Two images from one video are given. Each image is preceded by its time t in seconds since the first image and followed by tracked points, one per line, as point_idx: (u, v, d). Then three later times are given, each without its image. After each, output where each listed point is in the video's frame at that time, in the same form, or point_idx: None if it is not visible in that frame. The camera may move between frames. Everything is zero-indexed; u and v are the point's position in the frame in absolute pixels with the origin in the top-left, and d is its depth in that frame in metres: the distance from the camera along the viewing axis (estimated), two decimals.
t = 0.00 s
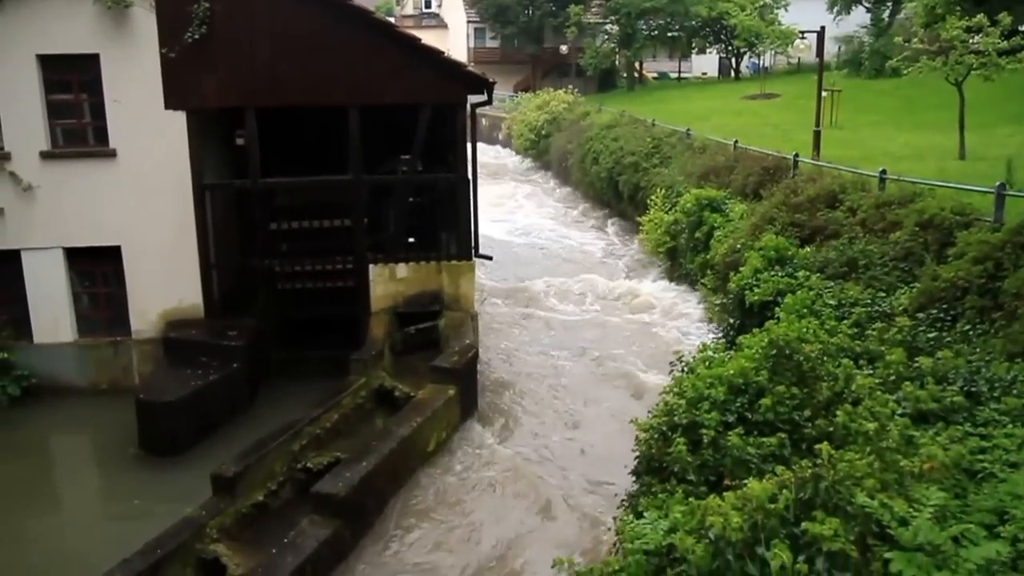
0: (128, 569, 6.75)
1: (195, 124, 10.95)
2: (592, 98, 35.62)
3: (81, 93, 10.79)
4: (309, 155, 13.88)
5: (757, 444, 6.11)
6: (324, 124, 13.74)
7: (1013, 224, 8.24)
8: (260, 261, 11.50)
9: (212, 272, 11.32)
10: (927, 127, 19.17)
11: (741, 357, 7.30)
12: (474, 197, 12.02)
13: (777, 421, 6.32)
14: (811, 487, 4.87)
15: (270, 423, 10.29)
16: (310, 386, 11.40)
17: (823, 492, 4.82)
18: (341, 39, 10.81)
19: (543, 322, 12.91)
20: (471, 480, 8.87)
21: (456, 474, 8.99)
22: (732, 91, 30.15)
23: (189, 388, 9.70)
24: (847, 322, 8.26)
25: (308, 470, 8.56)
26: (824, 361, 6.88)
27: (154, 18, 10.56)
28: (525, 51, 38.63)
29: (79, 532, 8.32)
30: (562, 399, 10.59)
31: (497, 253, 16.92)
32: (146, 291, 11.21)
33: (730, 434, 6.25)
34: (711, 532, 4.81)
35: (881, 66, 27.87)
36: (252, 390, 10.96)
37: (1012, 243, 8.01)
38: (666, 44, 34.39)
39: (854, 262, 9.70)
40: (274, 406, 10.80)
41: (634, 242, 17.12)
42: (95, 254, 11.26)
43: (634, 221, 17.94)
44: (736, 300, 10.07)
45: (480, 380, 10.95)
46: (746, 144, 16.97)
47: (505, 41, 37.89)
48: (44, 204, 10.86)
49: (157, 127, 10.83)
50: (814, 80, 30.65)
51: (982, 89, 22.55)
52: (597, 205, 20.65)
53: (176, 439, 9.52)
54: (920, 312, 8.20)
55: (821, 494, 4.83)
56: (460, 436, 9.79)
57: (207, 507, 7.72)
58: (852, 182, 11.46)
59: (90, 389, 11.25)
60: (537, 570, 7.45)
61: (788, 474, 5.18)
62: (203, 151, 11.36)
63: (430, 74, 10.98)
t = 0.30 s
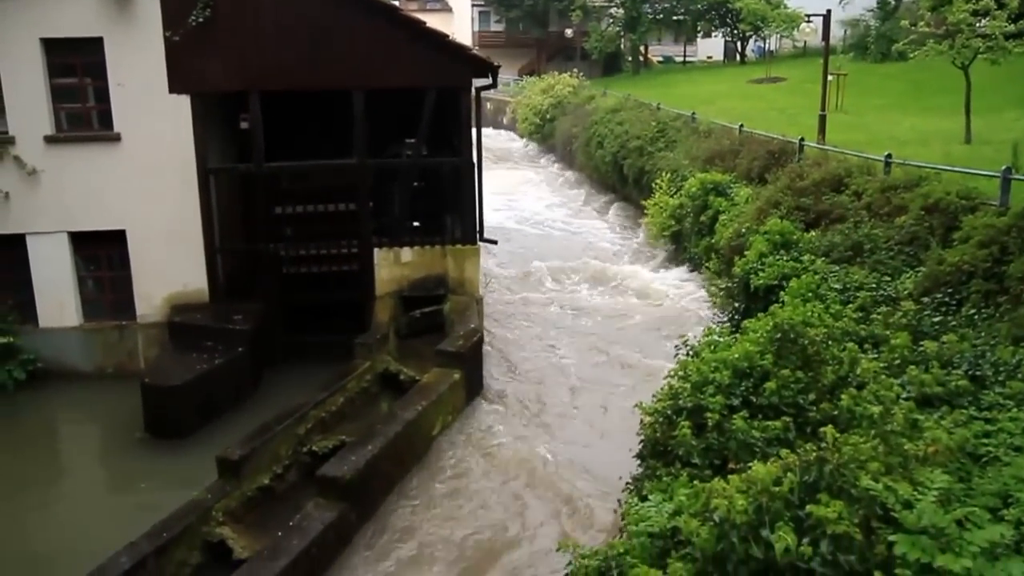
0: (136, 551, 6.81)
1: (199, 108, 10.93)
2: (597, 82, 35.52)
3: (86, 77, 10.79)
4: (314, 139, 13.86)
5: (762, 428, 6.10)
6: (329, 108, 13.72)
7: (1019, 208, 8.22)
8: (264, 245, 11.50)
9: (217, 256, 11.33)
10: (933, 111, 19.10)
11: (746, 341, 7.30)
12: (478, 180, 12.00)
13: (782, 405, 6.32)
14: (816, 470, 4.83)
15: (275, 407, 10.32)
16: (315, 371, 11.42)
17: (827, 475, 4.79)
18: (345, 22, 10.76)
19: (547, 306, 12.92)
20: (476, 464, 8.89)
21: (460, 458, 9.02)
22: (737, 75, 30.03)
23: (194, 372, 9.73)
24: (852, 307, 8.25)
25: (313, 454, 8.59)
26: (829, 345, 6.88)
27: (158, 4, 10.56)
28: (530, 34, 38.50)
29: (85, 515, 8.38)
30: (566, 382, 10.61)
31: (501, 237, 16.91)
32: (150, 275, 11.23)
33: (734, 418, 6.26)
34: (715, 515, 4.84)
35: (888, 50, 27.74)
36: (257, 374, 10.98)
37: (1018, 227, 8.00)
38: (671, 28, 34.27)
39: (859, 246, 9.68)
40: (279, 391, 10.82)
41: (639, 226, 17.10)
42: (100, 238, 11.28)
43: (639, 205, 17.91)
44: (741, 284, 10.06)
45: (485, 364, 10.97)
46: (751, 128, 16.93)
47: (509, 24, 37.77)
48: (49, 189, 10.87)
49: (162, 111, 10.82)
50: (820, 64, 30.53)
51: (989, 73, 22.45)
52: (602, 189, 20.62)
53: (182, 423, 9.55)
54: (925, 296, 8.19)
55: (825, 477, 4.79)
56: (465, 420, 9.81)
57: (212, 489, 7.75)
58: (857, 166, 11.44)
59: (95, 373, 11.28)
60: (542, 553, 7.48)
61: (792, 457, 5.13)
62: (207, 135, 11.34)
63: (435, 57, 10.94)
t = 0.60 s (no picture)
0: (144, 533, 6.86)
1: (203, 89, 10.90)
2: (603, 64, 35.40)
3: (90, 60, 10.77)
4: (319, 122, 13.84)
5: (768, 410, 6.09)
6: (334, 90, 13.69)
7: None
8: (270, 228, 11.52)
9: (223, 239, 11.34)
10: (941, 94, 19.01)
11: (751, 324, 7.32)
12: (484, 164, 12.00)
13: (788, 387, 6.32)
14: (821, 451, 4.78)
15: (282, 390, 10.36)
16: (321, 353, 11.45)
17: (832, 457, 4.74)
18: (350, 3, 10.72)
19: (553, 289, 12.92)
20: (481, 447, 8.92)
21: (466, 440, 9.05)
22: (744, 58, 29.90)
23: (200, 354, 9.75)
24: (858, 290, 8.24)
25: (319, 436, 8.62)
26: (834, 327, 6.89)
27: None
28: (536, 17, 38.35)
29: (92, 497, 8.44)
30: (572, 365, 10.64)
31: (507, 220, 16.91)
32: (156, 258, 11.26)
33: (740, 400, 6.26)
34: (720, 496, 4.77)
35: (895, 33, 27.59)
36: (264, 357, 11.01)
37: None
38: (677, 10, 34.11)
39: (866, 229, 9.67)
40: (285, 374, 10.85)
41: (644, 209, 17.08)
42: (105, 222, 11.30)
43: (645, 188, 17.88)
44: (747, 267, 10.04)
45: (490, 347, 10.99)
46: (757, 111, 16.87)
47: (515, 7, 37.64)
48: (54, 172, 10.89)
49: (167, 93, 10.82)
50: (828, 47, 30.37)
51: (997, 56, 22.32)
52: (608, 172, 20.58)
53: (189, 406, 9.60)
54: (931, 279, 8.18)
55: (830, 459, 4.74)
56: (470, 402, 9.83)
57: (220, 471, 7.80)
58: (864, 149, 11.41)
59: (102, 356, 11.33)
60: (546, 537, 7.53)
61: (797, 439, 5.07)
62: (213, 118, 11.32)
63: (440, 39, 10.92)
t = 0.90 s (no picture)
0: (152, 513, 6.91)
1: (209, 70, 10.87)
2: (609, 46, 35.26)
3: (95, 42, 10.76)
4: (325, 103, 13.81)
5: (774, 392, 6.09)
6: (340, 72, 13.66)
7: None
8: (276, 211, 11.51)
9: (229, 222, 11.34)
10: (949, 76, 18.91)
11: (757, 306, 7.32)
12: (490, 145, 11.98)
13: (795, 368, 6.33)
14: (827, 432, 4.80)
15: (288, 371, 10.39)
16: (328, 335, 11.48)
17: (838, 438, 4.75)
18: None
19: (559, 270, 12.92)
20: (487, 428, 8.95)
21: (472, 421, 9.08)
22: (752, 39, 29.75)
23: (207, 336, 9.77)
24: (865, 272, 8.23)
25: (326, 417, 8.65)
26: (841, 309, 6.88)
27: None
28: None
29: (101, 478, 8.49)
30: (578, 347, 10.65)
31: (513, 202, 16.89)
32: (163, 240, 11.28)
33: (746, 381, 6.27)
34: (726, 477, 4.79)
35: (904, 14, 27.41)
36: (271, 338, 11.03)
37: None
38: None
39: (873, 211, 9.65)
40: (292, 355, 10.87)
41: (650, 191, 17.05)
42: (112, 204, 11.31)
43: (651, 170, 17.84)
44: (753, 249, 10.03)
45: (497, 328, 11.00)
46: (764, 93, 16.81)
47: None
48: (60, 154, 10.90)
49: (172, 75, 10.80)
50: (836, 28, 30.20)
51: (1007, 37, 22.17)
52: (614, 154, 20.52)
53: (196, 387, 9.64)
54: (938, 262, 8.16)
55: (836, 440, 4.75)
56: (477, 383, 9.86)
57: (227, 452, 7.84)
58: (872, 131, 11.37)
59: (110, 338, 11.38)
60: (552, 518, 7.57)
61: (803, 420, 5.08)
62: (218, 99, 11.29)
63: (446, 20, 10.88)
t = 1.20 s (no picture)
0: (161, 492, 6.96)
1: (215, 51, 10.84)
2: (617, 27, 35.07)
3: (101, 22, 10.73)
4: (331, 84, 13.79)
5: (781, 372, 6.09)
6: (346, 52, 13.63)
7: None
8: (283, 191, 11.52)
9: (236, 202, 11.35)
10: (959, 56, 18.79)
11: (765, 286, 7.32)
12: (497, 126, 11.96)
13: (802, 348, 6.32)
14: (834, 412, 4.77)
15: (296, 352, 10.42)
16: (335, 316, 11.50)
17: (845, 418, 4.72)
18: None
19: (566, 252, 12.91)
20: (494, 409, 8.97)
21: (478, 402, 9.11)
22: (760, 19, 29.57)
23: (215, 317, 9.80)
24: (873, 253, 8.21)
25: (333, 397, 8.68)
26: (849, 290, 6.87)
27: None
28: None
29: (110, 457, 8.55)
30: (584, 327, 10.68)
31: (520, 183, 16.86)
32: (169, 221, 11.29)
33: (753, 362, 6.27)
34: (733, 456, 4.80)
35: None
36: (278, 319, 11.07)
37: None
38: None
39: (881, 192, 9.61)
40: (299, 336, 10.91)
41: (658, 172, 17.00)
42: (119, 184, 11.33)
43: (658, 151, 17.79)
44: (761, 230, 10.02)
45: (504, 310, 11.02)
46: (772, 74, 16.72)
47: None
48: (67, 135, 10.90)
49: (179, 55, 10.78)
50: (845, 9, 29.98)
51: (1018, 18, 21.99)
52: (621, 135, 20.46)
53: (204, 367, 9.67)
54: (947, 243, 8.13)
55: (843, 420, 4.72)
56: (483, 364, 9.88)
57: (235, 432, 7.88)
58: (880, 112, 11.32)
59: (118, 319, 11.43)
60: (558, 499, 7.60)
61: (810, 400, 5.07)
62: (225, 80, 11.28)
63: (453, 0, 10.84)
